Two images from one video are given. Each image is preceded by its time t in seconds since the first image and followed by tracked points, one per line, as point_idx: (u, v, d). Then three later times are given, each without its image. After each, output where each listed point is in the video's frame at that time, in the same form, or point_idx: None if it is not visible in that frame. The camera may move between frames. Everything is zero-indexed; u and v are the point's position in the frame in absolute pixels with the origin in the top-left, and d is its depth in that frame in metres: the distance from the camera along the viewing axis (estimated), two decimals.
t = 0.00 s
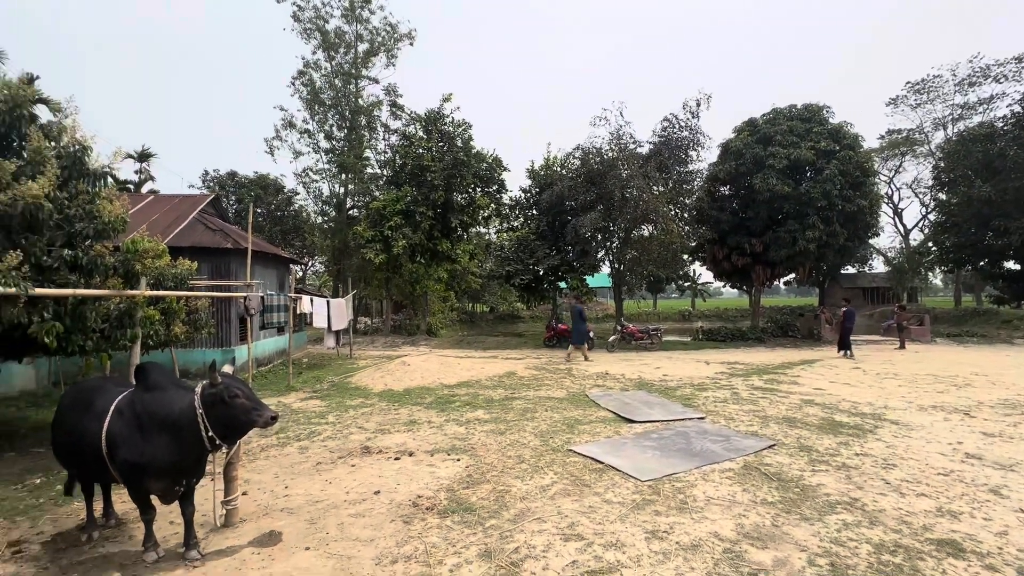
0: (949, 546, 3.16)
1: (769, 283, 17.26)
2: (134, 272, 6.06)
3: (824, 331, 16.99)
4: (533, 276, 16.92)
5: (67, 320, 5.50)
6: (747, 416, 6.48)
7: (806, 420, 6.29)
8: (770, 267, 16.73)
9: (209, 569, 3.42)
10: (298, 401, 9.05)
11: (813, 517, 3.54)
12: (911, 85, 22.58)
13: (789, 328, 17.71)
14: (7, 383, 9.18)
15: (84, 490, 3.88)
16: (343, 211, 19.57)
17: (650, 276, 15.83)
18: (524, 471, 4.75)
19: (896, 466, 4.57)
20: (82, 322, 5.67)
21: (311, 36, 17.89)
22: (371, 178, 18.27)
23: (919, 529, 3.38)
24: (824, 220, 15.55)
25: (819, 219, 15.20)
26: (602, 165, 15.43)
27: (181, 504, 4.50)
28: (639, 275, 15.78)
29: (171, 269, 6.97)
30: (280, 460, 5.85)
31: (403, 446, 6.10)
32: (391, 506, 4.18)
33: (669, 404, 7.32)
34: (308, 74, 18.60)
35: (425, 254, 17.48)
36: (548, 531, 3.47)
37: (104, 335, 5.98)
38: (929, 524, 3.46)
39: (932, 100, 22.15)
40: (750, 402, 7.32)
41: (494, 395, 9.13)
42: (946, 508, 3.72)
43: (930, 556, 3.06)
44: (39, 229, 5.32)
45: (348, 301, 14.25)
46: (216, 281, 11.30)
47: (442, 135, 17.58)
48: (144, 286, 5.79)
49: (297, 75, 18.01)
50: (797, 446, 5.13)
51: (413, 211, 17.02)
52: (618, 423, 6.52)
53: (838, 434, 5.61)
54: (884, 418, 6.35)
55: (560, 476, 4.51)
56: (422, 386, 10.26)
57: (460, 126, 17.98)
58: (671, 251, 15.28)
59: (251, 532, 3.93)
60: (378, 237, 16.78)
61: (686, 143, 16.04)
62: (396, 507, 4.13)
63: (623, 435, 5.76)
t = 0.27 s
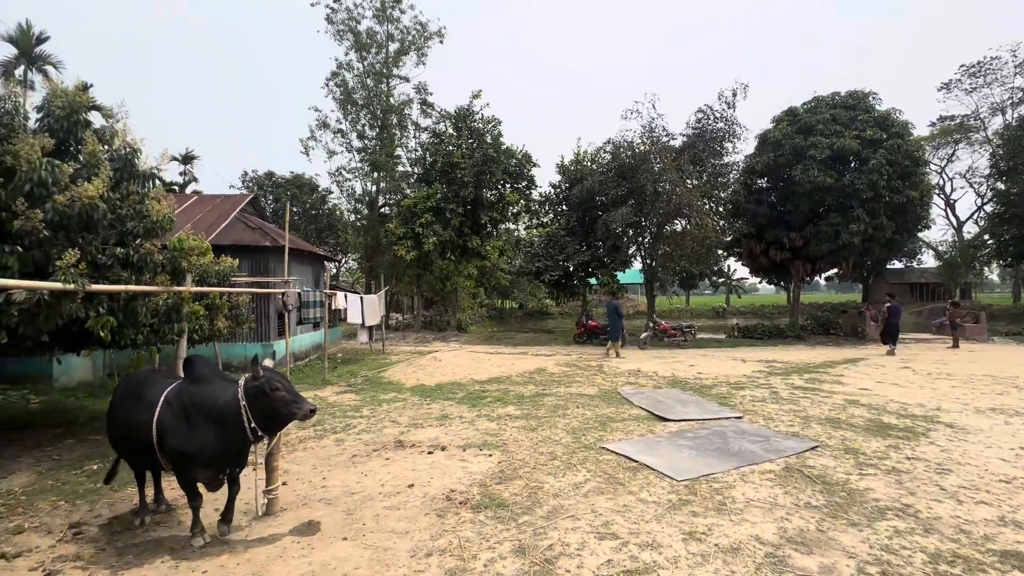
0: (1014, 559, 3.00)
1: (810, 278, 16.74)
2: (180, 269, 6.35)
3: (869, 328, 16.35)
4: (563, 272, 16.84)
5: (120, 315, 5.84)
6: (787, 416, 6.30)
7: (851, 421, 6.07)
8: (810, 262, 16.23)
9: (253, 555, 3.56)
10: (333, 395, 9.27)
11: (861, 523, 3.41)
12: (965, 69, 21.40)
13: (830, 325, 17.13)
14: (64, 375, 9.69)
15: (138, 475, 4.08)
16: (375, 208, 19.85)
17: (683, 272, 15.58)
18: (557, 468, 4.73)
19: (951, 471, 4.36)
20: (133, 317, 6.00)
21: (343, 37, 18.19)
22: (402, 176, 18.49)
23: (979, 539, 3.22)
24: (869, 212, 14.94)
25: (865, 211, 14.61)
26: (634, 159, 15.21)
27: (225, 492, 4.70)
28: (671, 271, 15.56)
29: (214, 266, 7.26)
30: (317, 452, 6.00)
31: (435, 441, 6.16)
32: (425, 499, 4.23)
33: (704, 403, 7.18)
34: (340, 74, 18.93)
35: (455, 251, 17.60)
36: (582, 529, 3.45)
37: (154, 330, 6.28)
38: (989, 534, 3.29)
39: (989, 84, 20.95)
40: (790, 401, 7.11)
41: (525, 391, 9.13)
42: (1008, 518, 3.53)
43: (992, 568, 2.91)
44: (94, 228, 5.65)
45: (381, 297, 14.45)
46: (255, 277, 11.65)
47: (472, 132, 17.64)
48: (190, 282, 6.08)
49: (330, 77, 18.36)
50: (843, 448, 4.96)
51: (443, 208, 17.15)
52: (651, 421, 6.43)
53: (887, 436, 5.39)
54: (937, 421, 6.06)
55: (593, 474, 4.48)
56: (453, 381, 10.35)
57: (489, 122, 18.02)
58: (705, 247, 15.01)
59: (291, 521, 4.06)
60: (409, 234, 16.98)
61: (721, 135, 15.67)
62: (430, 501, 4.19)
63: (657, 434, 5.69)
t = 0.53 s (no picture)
0: None
1: (867, 273, 15.97)
2: (236, 266, 6.67)
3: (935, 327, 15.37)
4: (603, 268, 16.63)
5: (183, 309, 6.19)
6: (844, 419, 6.01)
7: (917, 425, 5.73)
8: (868, 256, 15.49)
9: (304, 541, 3.70)
10: (377, 389, 9.49)
11: (933, 535, 3.22)
12: None
13: (891, 323, 16.26)
14: (132, 366, 10.34)
15: (200, 462, 4.30)
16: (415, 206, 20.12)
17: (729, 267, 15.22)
18: (600, 467, 4.68)
19: None
20: (194, 312, 6.35)
21: (384, 39, 18.50)
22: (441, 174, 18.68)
23: None
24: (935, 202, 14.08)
25: (930, 201, 13.76)
26: (677, 152, 14.85)
27: (277, 481, 4.91)
28: (715, 267, 15.17)
29: (266, 264, 7.57)
30: (363, 444, 6.16)
31: (477, 436, 6.21)
32: (469, 493, 4.27)
33: (753, 403, 6.94)
34: (381, 76, 19.28)
35: (493, 248, 17.66)
36: (628, 530, 3.40)
37: (213, 324, 6.62)
38: None
39: None
40: (847, 403, 6.78)
41: (565, 388, 9.08)
42: None
43: None
44: (158, 229, 5.99)
45: (422, 293, 14.72)
46: (303, 275, 12.05)
47: (511, 128, 17.62)
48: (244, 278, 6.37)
49: (371, 78, 18.73)
50: (909, 454, 4.69)
51: (482, 205, 17.25)
52: (697, 421, 6.27)
53: (959, 443, 5.06)
54: (1014, 427, 5.65)
55: (638, 473, 4.41)
56: (494, 377, 10.40)
57: (528, 118, 17.97)
58: (751, 241, 14.66)
59: (340, 511, 4.18)
60: (448, 231, 17.17)
61: (770, 124, 15.11)
62: (473, 495, 4.22)
63: (703, 434, 5.55)
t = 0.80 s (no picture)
0: None
1: (943, 267, 14.92)
2: (293, 265, 6.98)
3: None
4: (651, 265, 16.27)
5: (246, 305, 6.52)
6: (918, 425, 5.61)
7: (1003, 433, 5.29)
8: (942, 249, 14.52)
9: (359, 531, 3.80)
10: (426, 384, 9.66)
11: None
12: None
13: (969, 322, 15.11)
14: (202, 360, 11.06)
15: (263, 449, 4.51)
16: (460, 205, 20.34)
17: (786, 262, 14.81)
18: (652, 468, 4.57)
19: None
20: (256, 309, 6.68)
21: (430, 40, 18.75)
22: (486, 172, 18.77)
23: None
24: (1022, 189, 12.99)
25: (1017, 188, 12.67)
26: (729, 143, 14.32)
27: (334, 471, 5.09)
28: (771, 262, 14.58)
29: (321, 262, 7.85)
30: (413, 438, 6.27)
31: (525, 433, 6.19)
32: (517, 490, 4.26)
33: (814, 405, 6.60)
34: (427, 77, 19.56)
35: (538, 245, 17.62)
36: (683, 534, 3.30)
37: (272, 320, 6.95)
38: None
39: None
40: (920, 408, 6.34)
41: (613, 386, 8.94)
42: None
43: None
44: (224, 230, 6.30)
45: (468, 292, 14.98)
46: (354, 273, 12.42)
47: (555, 124, 17.48)
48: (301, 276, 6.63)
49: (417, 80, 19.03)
50: (996, 465, 4.33)
51: (526, 202, 17.25)
52: (753, 423, 6.03)
53: None
54: None
55: (692, 476, 4.28)
56: (540, 374, 10.36)
57: (573, 113, 17.79)
58: (811, 234, 13.97)
59: (393, 503, 4.28)
60: (492, 229, 17.25)
61: (832, 110, 14.33)
62: (522, 493, 4.21)
63: (762, 436, 5.32)
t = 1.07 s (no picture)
0: None
1: None
2: (352, 263, 7.24)
3: None
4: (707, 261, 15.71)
5: (309, 302, 6.82)
6: (1014, 435, 5.11)
7: None
8: None
9: (416, 522, 3.87)
10: (477, 381, 9.74)
11: None
12: None
13: None
14: (269, 353, 11.72)
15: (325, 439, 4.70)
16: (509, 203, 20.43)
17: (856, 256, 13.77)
18: (712, 472, 4.40)
19: None
20: (318, 306, 6.99)
21: (479, 40, 18.87)
22: (535, 170, 18.73)
23: None
24: None
25: None
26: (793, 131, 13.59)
27: (392, 463, 5.23)
28: (838, 257, 13.77)
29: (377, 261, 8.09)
30: (466, 434, 6.33)
31: (577, 431, 6.12)
32: (571, 489, 4.21)
33: (891, 411, 6.15)
34: (476, 77, 19.71)
35: (587, 242, 17.43)
36: (748, 542, 3.15)
37: (333, 317, 7.24)
38: None
39: None
40: (1015, 417, 5.77)
41: (668, 386, 8.69)
42: None
43: None
44: (289, 230, 6.60)
45: (518, 290, 15.03)
46: (408, 271, 12.70)
47: (606, 117, 17.13)
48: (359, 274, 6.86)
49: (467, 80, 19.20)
50: None
51: (576, 198, 17.11)
52: (822, 428, 5.69)
53: None
54: None
55: (757, 482, 4.09)
56: (592, 373, 10.22)
57: (624, 107, 17.44)
58: (886, 227, 13.19)
59: (448, 496, 4.33)
60: (542, 227, 17.20)
61: (910, 91, 13.29)
62: (576, 492, 4.15)
63: (832, 443, 5.02)
